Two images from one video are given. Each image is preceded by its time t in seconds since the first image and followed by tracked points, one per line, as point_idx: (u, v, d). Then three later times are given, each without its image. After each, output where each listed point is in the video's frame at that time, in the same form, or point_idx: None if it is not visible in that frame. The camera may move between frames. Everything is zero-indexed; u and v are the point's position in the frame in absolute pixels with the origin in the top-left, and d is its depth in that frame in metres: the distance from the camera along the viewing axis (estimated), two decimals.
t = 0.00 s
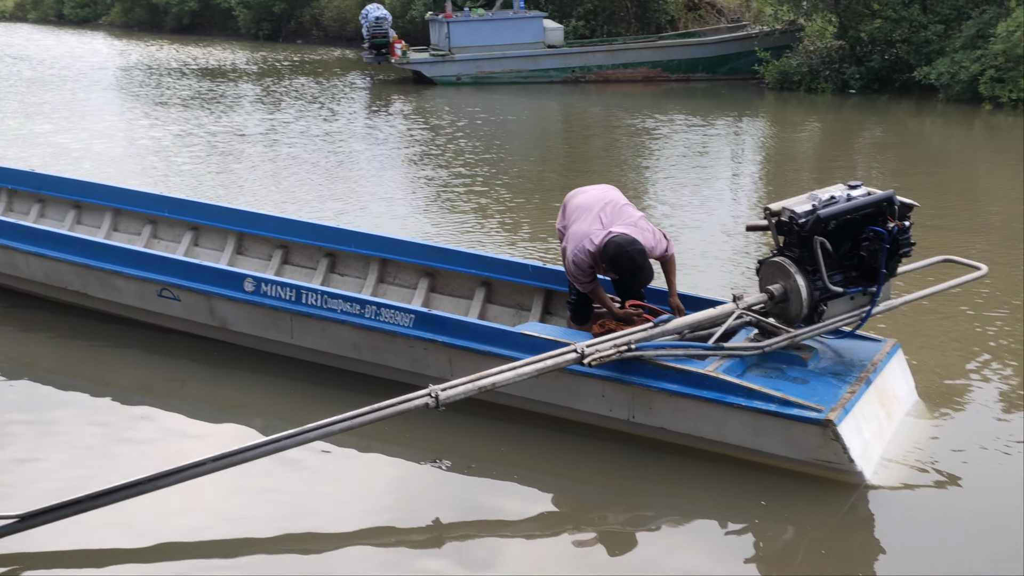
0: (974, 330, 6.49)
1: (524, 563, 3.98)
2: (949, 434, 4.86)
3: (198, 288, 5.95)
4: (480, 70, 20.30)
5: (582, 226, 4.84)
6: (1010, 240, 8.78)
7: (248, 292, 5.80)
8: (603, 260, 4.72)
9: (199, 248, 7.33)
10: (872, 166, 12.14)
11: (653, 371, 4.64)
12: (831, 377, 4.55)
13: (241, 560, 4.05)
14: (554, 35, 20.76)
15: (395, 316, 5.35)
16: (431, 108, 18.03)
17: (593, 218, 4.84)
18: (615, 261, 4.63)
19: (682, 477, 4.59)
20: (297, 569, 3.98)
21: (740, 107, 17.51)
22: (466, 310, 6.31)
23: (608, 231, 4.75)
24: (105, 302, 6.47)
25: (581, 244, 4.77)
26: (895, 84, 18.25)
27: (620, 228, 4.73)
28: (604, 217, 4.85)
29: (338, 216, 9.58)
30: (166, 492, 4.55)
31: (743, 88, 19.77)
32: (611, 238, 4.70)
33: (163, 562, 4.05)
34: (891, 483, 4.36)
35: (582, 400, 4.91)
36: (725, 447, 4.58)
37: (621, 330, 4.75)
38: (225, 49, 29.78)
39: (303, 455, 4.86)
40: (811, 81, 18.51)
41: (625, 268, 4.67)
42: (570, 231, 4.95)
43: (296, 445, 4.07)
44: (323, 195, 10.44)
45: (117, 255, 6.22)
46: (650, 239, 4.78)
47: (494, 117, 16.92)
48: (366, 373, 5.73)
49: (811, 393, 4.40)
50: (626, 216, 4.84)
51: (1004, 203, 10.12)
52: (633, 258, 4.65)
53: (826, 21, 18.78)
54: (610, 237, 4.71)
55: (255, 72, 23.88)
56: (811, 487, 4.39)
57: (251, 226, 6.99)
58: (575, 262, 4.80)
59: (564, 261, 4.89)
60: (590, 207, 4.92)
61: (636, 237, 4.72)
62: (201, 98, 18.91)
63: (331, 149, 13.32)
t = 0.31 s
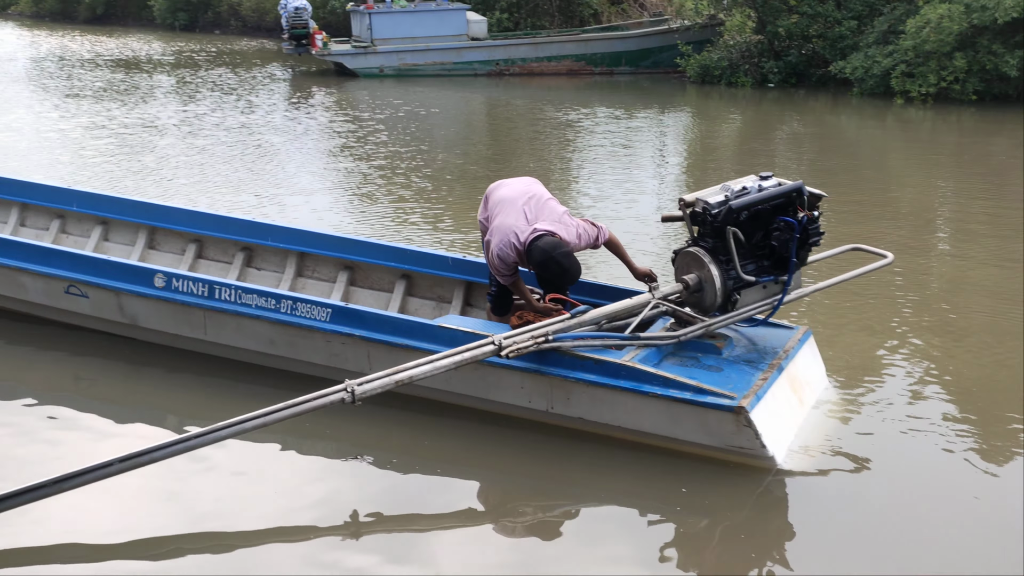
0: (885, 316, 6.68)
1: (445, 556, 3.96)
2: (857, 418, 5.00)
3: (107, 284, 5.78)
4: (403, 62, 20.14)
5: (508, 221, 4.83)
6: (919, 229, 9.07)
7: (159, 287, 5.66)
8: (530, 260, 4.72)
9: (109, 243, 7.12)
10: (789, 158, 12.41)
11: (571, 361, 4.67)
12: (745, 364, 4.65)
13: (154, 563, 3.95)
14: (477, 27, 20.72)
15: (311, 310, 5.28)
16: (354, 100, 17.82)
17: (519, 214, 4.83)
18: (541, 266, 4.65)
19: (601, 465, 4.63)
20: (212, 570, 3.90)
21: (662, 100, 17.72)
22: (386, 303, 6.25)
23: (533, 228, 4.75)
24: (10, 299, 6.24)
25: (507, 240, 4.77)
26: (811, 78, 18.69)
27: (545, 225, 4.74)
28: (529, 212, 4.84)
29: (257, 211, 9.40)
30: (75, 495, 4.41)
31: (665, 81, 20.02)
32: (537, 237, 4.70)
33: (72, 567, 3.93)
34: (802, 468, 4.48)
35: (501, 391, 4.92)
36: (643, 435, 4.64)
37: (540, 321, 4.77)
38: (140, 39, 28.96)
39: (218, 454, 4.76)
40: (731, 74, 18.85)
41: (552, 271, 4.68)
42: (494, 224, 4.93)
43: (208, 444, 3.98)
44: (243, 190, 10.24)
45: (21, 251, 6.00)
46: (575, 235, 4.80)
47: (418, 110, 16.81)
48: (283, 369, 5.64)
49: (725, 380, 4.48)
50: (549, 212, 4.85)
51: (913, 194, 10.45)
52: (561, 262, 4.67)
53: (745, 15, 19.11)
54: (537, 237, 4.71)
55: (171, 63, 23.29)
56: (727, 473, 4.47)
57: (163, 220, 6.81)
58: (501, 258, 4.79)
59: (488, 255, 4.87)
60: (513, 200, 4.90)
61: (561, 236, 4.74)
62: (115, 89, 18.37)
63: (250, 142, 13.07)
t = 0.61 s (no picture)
0: (828, 309, 6.80)
1: (392, 553, 3.95)
2: (800, 411, 5.08)
3: (44, 284, 5.67)
4: (351, 60, 19.98)
5: (475, 219, 4.81)
6: (862, 224, 9.24)
7: (98, 286, 5.57)
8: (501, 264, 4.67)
9: (48, 244, 6.97)
10: (736, 154, 12.57)
11: (516, 356, 4.70)
12: (690, 357, 4.70)
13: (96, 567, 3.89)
14: (425, 24, 20.64)
15: (255, 308, 5.25)
16: (301, 97, 17.65)
17: (486, 213, 4.83)
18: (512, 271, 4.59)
19: (549, 459, 4.65)
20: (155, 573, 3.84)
21: (610, 98, 17.82)
22: (332, 302, 6.20)
23: (502, 229, 4.76)
24: None
25: (475, 238, 4.75)
26: (757, 76, 18.94)
27: (514, 226, 4.76)
28: (494, 211, 4.85)
29: (202, 211, 9.26)
30: (12, 499, 4.31)
31: (613, 79, 20.12)
32: (508, 239, 4.71)
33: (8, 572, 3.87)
34: (745, 459, 4.55)
35: (447, 387, 4.93)
36: (588, 429, 4.67)
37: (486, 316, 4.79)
38: (81, 36, 28.38)
39: (162, 455, 4.69)
40: (679, 72, 19.02)
41: (525, 277, 4.62)
42: (457, 222, 4.90)
43: (146, 441, 3.92)
44: (188, 188, 10.10)
45: None
46: (539, 235, 4.88)
47: (366, 107, 16.70)
48: (228, 368, 5.58)
49: (669, 373, 4.54)
50: (514, 211, 4.88)
51: (856, 189, 10.65)
52: (532, 267, 4.62)
53: (692, 13, 19.30)
54: (507, 240, 4.70)
55: (114, 60, 22.85)
56: (672, 465, 4.52)
57: (103, 220, 6.69)
58: (469, 256, 4.75)
59: (453, 254, 4.83)
60: (477, 198, 4.89)
61: (528, 238, 4.80)
62: (54, 87, 17.98)
63: (194, 140, 12.87)
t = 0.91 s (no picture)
0: (798, 308, 6.88)
1: (368, 559, 3.94)
2: (772, 411, 5.14)
3: (12, 287, 5.63)
4: (319, 60, 19.89)
5: (468, 225, 4.86)
6: (831, 223, 9.35)
7: (67, 290, 5.53)
8: (494, 271, 4.77)
9: (14, 251, 6.90)
10: (705, 154, 12.67)
11: (491, 356, 4.72)
12: (663, 358, 4.75)
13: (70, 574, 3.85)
14: (394, 24, 20.68)
15: (227, 310, 5.23)
16: (270, 98, 17.56)
17: (478, 219, 4.89)
18: (503, 279, 4.72)
19: (526, 462, 4.67)
20: None
21: (580, 97, 17.89)
22: (305, 308, 6.19)
23: (495, 237, 4.85)
24: None
25: (468, 245, 4.81)
26: (726, 75, 19.11)
27: (506, 233, 4.87)
28: (486, 218, 4.93)
29: (170, 214, 9.19)
30: None
31: (583, 79, 20.19)
32: (502, 246, 4.82)
33: None
34: (719, 459, 4.60)
35: (421, 389, 4.95)
36: (562, 430, 4.70)
37: (461, 316, 4.81)
38: (46, 37, 28.03)
39: (132, 463, 4.66)
40: (647, 72, 19.12)
41: (517, 285, 4.75)
42: (447, 227, 4.94)
43: (118, 438, 3.90)
44: (157, 192, 10.02)
45: None
46: (527, 242, 4.99)
47: (335, 108, 16.64)
48: (200, 372, 5.55)
49: (643, 372, 4.58)
50: (503, 218, 4.97)
51: (824, 188, 10.77)
52: (523, 275, 4.75)
53: (660, 13, 19.41)
54: (500, 248, 4.80)
55: (79, 61, 22.60)
56: (647, 466, 4.56)
57: (71, 226, 6.63)
58: (462, 262, 4.81)
59: (443, 258, 4.87)
60: (468, 203, 4.94)
61: (518, 245, 4.92)
62: (18, 89, 17.74)
63: (162, 142, 12.77)
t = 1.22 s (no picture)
0: (793, 310, 6.91)
1: (364, 566, 3.95)
2: (769, 414, 5.18)
3: (8, 290, 5.66)
4: (314, 64, 19.91)
5: (471, 228, 4.89)
6: (825, 225, 9.40)
7: (64, 292, 5.55)
8: (498, 273, 4.82)
9: (11, 258, 6.92)
10: (700, 157, 12.71)
11: (489, 357, 4.75)
12: (661, 360, 4.79)
13: None
14: (389, 28, 20.86)
15: (224, 312, 5.25)
16: (265, 102, 17.57)
17: (482, 222, 4.93)
18: (506, 281, 4.79)
19: (525, 467, 4.69)
20: None
21: (574, 100, 17.93)
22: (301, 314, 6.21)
23: (498, 239, 4.89)
24: None
25: (471, 248, 4.84)
26: (720, 78, 19.16)
27: (509, 236, 4.91)
28: (489, 221, 4.97)
29: (165, 218, 9.19)
30: None
31: (577, 82, 20.22)
32: (504, 249, 4.87)
33: None
34: (717, 462, 4.64)
35: (419, 390, 4.97)
36: (560, 431, 4.74)
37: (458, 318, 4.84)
38: (40, 42, 28.03)
39: (129, 469, 4.67)
40: (642, 75, 19.17)
41: (519, 288, 4.81)
42: (449, 229, 4.97)
43: (115, 434, 3.87)
44: (152, 196, 10.03)
45: None
46: (529, 245, 5.03)
47: (330, 112, 16.65)
48: (197, 375, 5.58)
49: (640, 374, 4.62)
50: (506, 221, 5.01)
51: (819, 190, 10.82)
52: (526, 277, 4.81)
53: (655, 17, 19.46)
54: (503, 251, 4.85)
55: (74, 66, 22.59)
56: (646, 471, 4.59)
57: (68, 232, 6.65)
58: (464, 264, 4.85)
59: (445, 261, 4.91)
60: (472, 207, 4.98)
61: (521, 248, 4.96)
62: (13, 93, 17.73)
63: (157, 147, 12.77)
